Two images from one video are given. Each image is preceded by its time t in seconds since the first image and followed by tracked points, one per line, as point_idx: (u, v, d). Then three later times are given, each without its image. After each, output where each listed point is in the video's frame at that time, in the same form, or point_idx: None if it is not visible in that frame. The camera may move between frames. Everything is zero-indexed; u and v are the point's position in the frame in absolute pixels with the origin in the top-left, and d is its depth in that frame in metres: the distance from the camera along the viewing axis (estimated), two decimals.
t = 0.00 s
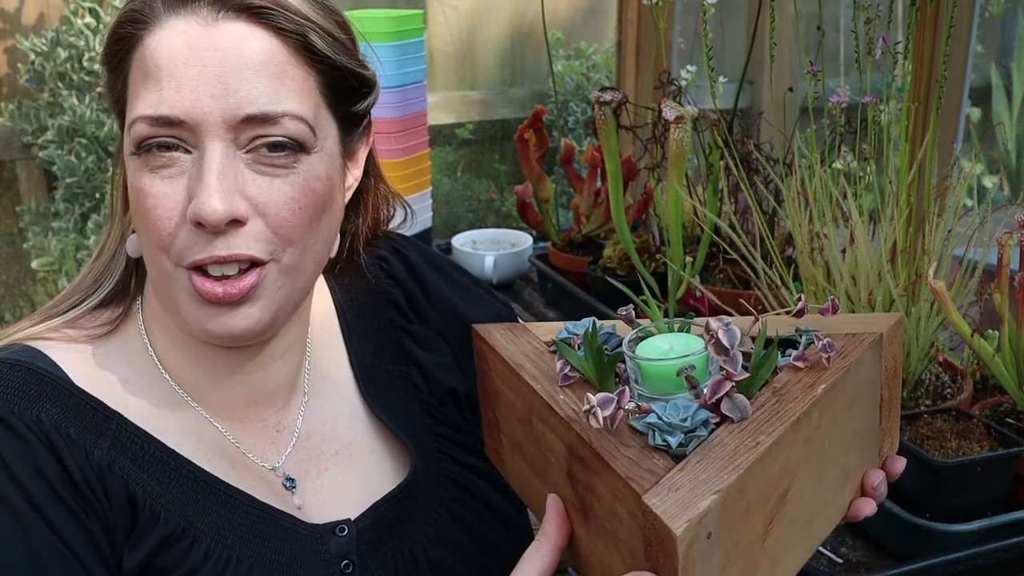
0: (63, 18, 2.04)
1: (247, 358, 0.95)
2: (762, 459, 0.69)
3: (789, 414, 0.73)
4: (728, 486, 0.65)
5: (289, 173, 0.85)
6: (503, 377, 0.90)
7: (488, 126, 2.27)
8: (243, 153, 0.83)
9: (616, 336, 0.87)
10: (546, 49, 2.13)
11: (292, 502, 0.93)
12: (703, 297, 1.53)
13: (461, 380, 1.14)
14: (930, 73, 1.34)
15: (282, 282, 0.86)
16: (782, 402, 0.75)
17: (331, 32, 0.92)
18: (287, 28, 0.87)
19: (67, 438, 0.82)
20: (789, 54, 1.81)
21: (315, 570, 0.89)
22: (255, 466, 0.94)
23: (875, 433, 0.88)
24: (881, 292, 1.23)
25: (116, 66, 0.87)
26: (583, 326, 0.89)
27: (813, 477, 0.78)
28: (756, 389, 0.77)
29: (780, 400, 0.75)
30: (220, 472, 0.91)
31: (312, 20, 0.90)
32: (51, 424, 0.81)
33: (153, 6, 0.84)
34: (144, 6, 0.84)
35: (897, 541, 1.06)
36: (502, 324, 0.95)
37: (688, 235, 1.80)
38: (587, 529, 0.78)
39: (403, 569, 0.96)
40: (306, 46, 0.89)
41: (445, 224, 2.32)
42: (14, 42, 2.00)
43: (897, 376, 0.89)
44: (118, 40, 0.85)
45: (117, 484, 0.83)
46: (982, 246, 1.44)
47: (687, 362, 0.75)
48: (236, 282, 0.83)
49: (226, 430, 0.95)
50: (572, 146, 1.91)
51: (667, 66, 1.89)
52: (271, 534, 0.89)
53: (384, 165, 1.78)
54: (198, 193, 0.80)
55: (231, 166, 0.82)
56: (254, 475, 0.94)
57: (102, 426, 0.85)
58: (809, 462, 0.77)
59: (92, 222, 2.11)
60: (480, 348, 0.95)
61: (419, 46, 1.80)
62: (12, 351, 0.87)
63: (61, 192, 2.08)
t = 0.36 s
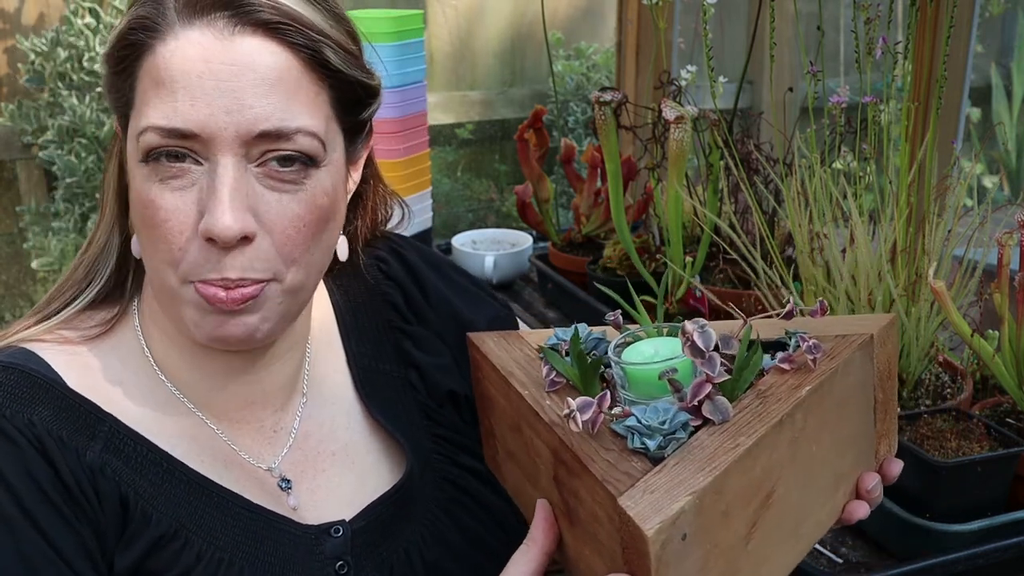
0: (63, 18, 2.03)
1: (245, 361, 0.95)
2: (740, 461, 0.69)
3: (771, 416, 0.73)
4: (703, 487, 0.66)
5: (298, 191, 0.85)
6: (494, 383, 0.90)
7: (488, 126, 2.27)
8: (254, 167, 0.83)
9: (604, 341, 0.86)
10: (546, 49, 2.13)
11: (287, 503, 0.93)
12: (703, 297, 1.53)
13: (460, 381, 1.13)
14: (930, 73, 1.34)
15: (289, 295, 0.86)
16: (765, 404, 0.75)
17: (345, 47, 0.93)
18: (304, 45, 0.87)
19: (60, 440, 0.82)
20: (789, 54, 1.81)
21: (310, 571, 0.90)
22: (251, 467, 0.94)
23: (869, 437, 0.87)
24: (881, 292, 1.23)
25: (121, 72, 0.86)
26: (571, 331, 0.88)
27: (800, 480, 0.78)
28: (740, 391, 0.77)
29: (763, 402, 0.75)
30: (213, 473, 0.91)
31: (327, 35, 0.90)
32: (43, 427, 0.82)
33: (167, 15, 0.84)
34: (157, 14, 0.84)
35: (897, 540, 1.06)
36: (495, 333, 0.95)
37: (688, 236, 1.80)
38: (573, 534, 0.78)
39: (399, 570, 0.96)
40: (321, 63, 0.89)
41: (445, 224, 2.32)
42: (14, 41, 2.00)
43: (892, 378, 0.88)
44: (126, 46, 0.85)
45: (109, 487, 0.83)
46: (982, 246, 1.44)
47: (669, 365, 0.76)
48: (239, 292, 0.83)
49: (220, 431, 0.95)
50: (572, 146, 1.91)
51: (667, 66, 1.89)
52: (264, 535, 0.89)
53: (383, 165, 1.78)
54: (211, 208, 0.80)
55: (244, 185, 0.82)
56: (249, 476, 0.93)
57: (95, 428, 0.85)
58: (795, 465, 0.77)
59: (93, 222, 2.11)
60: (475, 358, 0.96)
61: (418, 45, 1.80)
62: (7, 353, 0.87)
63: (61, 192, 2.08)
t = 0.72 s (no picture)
0: (63, 18, 2.03)
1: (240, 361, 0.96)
2: (732, 467, 0.69)
3: (763, 422, 0.73)
4: (692, 494, 0.65)
5: (291, 183, 0.85)
6: (489, 391, 0.91)
7: (488, 125, 2.27)
8: (249, 157, 0.83)
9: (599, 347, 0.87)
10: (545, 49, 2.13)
11: (286, 508, 0.94)
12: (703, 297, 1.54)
13: (460, 384, 1.14)
14: (930, 73, 1.34)
15: (281, 296, 0.86)
16: (758, 410, 0.75)
17: (344, 43, 0.93)
18: (301, 38, 0.87)
19: (55, 446, 0.82)
20: (789, 53, 1.81)
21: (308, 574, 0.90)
22: (249, 471, 0.94)
23: (864, 441, 0.88)
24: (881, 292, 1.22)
25: (119, 66, 0.87)
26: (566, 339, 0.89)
27: (794, 486, 0.78)
28: (733, 397, 0.78)
29: (756, 408, 0.76)
30: (211, 478, 0.91)
31: (325, 30, 0.90)
32: (38, 433, 0.82)
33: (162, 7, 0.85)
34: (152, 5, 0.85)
35: (897, 541, 1.06)
36: (491, 340, 0.96)
37: (688, 236, 1.80)
38: (566, 541, 0.78)
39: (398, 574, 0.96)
40: (319, 57, 0.89)
41: (445, 224, 2.32)
42: (14, 41, 2.00)
43: (887, 382, 0.89)
44: (123, 39, 0.86)
45: (105, 493, 0.83)
46: (982, 246, 1.44)
47: (661, 372, 0.75)
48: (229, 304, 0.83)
49: (218, 435, 0.95)
50: (572, 146, 1.91)
51: (667, 65, 1.89)
52: (261, 539, 0.89)
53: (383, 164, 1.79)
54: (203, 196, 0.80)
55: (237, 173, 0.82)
56: (247, 480, 0.94)
57: (91, 434, 0.85)
58: (789, 471, 0.77)
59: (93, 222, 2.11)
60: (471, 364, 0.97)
61: (418, 45, 1.80)
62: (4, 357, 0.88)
63: (61, 192, 2.08)
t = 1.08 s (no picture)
0: (63, 18, 2.03)
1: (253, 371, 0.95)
2: (736, 480, 0.69)
3: (767, 433, 0.73)
4: (699, 507, 0.66)
5: (313, 189, 0.86)
6: (491, 397, 0.91)
7: (488, 126, 2.27)
8: (269, 166, 0.83)
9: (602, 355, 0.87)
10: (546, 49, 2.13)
11: (289, 514, 0.94)
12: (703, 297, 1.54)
13: (462, 388, 1.13)
14: (929, 73, 1.34)
15: (298, 294, 0.85)
16: (761, 421, 0.75)
17: (362, 49, 0.93)
18: (323, 45, 0.87)
19: (59, 451, 0.82)
20: (789, 53, 1.81)
21: None
22: (253, 477, 0.95)
23: (866, 447, 0.88)
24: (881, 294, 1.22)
25: (134, 72, 0.85)
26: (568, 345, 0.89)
27: (797, 495, 0.78)
28: (738, 407, 0.78)
29: (759, 418, 0.76)
30: (215, 484, 0.92)
31: (345, 36, 0.91)
32: (42, 438, 0.82)
33: (182, 10, 0.84)
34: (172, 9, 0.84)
35: (898, 543, 1.06)
36: (493, 345, 0.95)
37: (688, 236, 1.80)
38: (571, 551, 0.78)
39: None
40: (340, 63, 0.89)
41: (445, 224, 2.32)
42: (14, 41, 2.00)
43: (889, 389, 0.89)
44: (140, 43, 0.84)
45: (108, 500, 0.83)
46: (982, 246, 1.44)
47: (666, 382, 0.74)
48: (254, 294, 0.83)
49: (223, 442, 0.95)
50: (572, 146, 1.91)
51: (667, 66, 1.89)
52: (264, 545, 0.89)
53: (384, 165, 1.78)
54: (226, 205, 0.80)
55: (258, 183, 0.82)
56: (251, 487, 0.94)
57: (95, 439, 0.85)
58: (792, 481, 0.77)
59: (92, 222, 2.11)
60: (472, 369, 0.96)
61: (419, 45, 1.80)
62: (7, 362, 0.87)
63: (61, 192, 2.08)
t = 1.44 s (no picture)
0: (63, 18, 2.02)
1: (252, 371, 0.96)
2: (745, 491, 0.71)
3: (777, 446, 0.74)
4: (704, 519, 0.67)
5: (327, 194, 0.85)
6: (511, 418, 0.94)
7: (488, 126, 2.27)
8: (331, 186, 0.84)
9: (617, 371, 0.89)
10: (546, 49, 2.13)
11: (286, 513, 0.94)
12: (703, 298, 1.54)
13: (461, 387, 1.13)
14: (929, 73, 1.34)
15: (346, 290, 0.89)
16: (773, 433, 0.76)
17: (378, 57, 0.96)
18: (363, 62, 0.90)
19: (53, 452, 0.83)
20: (789, 53, 1.81)
21: None
22: (251, 476, 0.95)
23: (888, 461, 0.88)
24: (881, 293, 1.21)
25: (170, 96, 0.81)
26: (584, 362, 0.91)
27: (812, 509, 0.78)
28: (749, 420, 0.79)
29: (771, 431, 0.76)
30: (211, 484, 0.92)
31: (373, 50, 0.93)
32: (35, 440, 0.82)
33: (234, 30, 0.82)
34: (217, 31, 0.81)
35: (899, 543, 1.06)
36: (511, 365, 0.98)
37: (688, 236, 1.80)
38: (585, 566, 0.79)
39: None
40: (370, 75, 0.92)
41: (445, 224, 2.33)
42: (14, 42, 2.00)
43: (910, 404, 0.88)
44: (185, 74, 0.80)
45: (103, 500, 0.84)
46: (982, 246, 1.44)
47: (674, 397, 0.76)
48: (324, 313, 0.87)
49: (220, 442, 0.95)
50: (572, 146, 1.91)
51: (666, 66, 1.89)
52: (260, 543, 0.89)
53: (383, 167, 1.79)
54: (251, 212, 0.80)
55: (309, 208, 0.82)
56: (248, 486, 0.94)
57: (89, 439, 0.86)
58: (805, 493, 0.77)
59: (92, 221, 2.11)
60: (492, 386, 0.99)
61: (418, 45, 1.80)
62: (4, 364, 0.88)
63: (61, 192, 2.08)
